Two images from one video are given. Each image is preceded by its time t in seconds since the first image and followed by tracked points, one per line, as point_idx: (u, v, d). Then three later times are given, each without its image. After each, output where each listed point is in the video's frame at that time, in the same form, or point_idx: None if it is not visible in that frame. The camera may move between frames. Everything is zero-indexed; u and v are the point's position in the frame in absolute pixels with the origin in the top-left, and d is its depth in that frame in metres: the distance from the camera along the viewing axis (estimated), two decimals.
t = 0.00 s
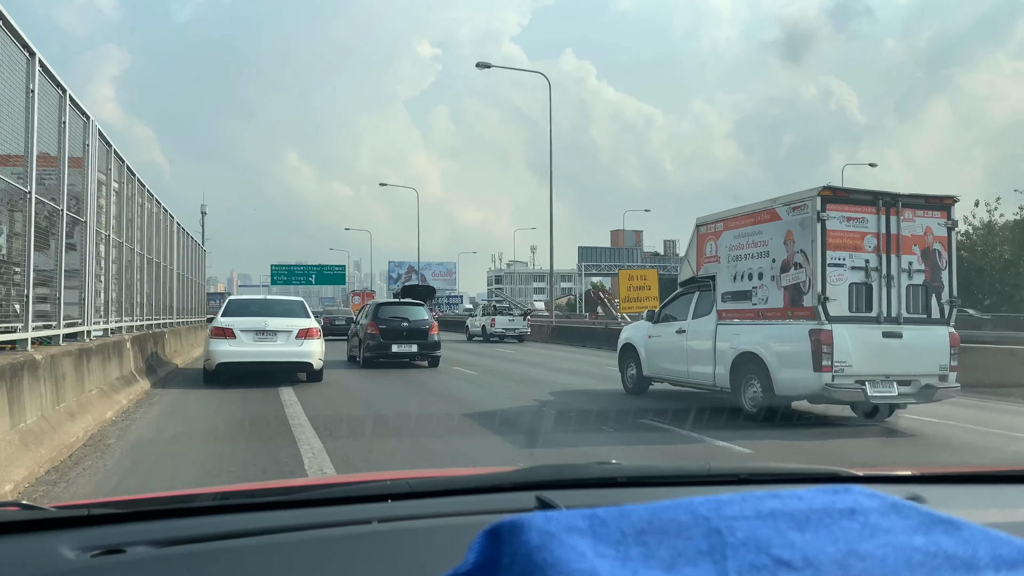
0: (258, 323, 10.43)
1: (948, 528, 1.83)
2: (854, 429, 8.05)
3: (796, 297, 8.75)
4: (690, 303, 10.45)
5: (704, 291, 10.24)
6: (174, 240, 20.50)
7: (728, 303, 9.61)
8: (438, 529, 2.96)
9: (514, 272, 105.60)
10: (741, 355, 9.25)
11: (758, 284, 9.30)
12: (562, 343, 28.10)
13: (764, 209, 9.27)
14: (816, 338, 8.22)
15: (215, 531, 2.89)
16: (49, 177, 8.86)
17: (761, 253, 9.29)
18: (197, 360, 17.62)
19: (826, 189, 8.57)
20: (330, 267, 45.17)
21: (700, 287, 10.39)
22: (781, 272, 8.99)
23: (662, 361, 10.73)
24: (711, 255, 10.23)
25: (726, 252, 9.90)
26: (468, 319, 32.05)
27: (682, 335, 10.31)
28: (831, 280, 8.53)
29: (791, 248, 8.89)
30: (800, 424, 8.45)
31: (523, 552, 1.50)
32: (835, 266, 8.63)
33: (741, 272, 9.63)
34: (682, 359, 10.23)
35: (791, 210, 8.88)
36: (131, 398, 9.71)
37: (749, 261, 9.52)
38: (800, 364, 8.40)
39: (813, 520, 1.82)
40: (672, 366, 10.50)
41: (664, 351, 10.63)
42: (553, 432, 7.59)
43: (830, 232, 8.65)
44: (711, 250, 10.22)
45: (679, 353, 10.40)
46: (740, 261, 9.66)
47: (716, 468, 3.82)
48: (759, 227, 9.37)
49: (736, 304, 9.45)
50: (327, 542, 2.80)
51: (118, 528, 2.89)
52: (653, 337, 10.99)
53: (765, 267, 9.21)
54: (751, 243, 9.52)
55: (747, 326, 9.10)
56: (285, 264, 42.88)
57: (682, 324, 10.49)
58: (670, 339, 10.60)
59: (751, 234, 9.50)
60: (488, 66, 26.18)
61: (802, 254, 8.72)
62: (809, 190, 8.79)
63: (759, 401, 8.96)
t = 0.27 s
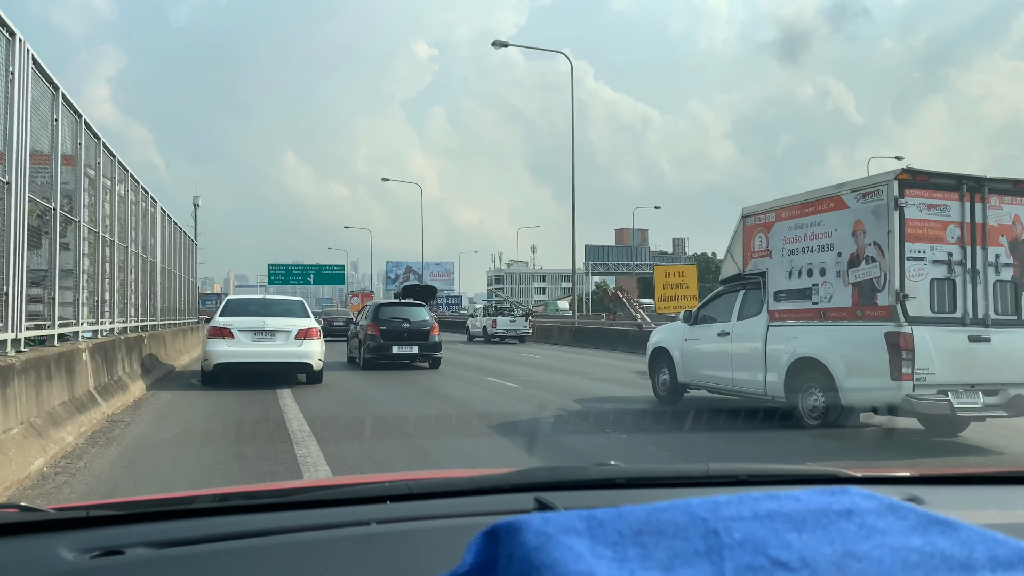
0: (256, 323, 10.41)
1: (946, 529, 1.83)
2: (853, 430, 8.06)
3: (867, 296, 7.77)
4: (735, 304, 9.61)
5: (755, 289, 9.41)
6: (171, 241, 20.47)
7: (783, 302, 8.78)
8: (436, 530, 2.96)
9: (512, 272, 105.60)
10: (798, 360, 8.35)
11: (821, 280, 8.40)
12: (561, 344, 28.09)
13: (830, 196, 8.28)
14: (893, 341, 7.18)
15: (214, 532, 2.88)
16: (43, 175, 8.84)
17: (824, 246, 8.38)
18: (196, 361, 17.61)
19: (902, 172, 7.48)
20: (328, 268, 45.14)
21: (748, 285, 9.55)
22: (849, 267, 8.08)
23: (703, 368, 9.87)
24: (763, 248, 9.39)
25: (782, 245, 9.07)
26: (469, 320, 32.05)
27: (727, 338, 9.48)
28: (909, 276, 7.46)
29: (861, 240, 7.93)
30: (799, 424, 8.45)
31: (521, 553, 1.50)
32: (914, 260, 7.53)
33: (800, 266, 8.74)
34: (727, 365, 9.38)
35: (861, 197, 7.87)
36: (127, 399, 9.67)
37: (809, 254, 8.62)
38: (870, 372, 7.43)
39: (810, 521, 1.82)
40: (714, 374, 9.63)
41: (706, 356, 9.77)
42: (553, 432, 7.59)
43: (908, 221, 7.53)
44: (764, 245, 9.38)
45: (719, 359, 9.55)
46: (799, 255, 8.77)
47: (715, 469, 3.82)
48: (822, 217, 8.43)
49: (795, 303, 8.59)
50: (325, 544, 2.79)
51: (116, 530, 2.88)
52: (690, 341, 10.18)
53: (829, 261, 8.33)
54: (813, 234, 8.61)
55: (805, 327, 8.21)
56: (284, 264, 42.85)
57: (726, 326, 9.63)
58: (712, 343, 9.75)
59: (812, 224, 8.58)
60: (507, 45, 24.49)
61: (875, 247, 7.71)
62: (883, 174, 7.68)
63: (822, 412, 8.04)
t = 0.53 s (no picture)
0: (255, 323, 10.37)
1: (950, 525, 1.83)
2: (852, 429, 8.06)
3: (960, 292, 6.61)
4: (789, 301, 8.51)
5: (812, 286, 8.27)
6: (167, 239, 20.36)
7: (851, 299, 7.61)
8: (434, 529, 2.95)
9: (511, 272, 105.59)
10: (869, 368, 7.24)
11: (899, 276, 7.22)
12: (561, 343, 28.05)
13: (910, 179, 7.16)
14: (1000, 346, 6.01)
15: (210, 531, 2.87)
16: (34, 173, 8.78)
17: (903, 236, 7.20)
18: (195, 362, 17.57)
19: (1007, 148, 6.39)
20: (327, 267, 45.02)
21: (804, 281, 8.41)
22: (936, 258, 6.89)
23: (750, 374, 8.83)
24: (824, 241, 8.22)
25: (849, 235, 7.89)
26: (469, 320, 32.01)
27: (779, 340, 8.40)
28: (1015, 268, 6.34)
29: (953, 227, 6.76)
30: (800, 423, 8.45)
31: (517, 550, 1.49)
32: (1021, 249, 6.42)
33: (872, 261, 7.55)
34: (781, 371, 8.31)
35: (951, 178, 6.75)
36: (123, 398, 9.63)
37: (881, 246, 7.47)
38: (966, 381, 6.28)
39: (811, 516, 1.82)
40: (765, 381, 8.58)
41: (755, 361, 8.73)
42: (552, 431, 7.58)
43: (1014, 204, 6.41)
44: (829, 234, 8.17)
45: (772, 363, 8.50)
46: (869, 247, 7.61)
47: (714, 467, 3.81)
48: (899, 203, 7.28)
49: (865, 302, 7.43)
50: (322, 543, 2.78)
51: (111, 529, 2.87)
52: (735, 343, 9.14)
53: (910, 251, 7.14)
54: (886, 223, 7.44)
55: (883, 330, 7.04)
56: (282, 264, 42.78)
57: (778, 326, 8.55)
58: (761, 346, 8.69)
59: (886, 212, 7.42)
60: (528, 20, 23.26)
61: (972, 236, 6.57)
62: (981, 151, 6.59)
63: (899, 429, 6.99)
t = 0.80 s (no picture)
0: (255, 325, 10.33)
1: (961, 526, 1.84)
2: (853, 430, 8.07)
3: None
4: (859, 299, 7.44)
5: (890, 280, 7.15)
6: (162, 240, 20.24)
7: (939, 298, 6.48)
8: (438, 532, 2.94)
9: (508, 273, 105.56)
10: (964, 378, 6.17)
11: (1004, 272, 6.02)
12: (560, 344, 28.03)
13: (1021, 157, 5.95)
14: None
15: (212, 535, 2.86)
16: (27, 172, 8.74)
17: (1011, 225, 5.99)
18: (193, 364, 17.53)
19: None
20: (326, 266, 44.88)
21: (879, 276, 7.30)
22: None
23: (812, 381, 7.82)
24: (903, 230, 7.02)
25: (935, 224, 6.66)
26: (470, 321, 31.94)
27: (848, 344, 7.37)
28: None
29: None
30: (801, 425, 8.44)
31: (525, 553, 1.49)
32: None
33: (968, 253, 6.34)
34: (851, 378, 7.28)
35: None
36: (120, 399, 9.56)
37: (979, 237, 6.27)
38: None
39: (821, 518, 1.83)
40: (831, 389, 7.56)
41: (817, 367, 7.72)
42: (554, 433, 7.58)
43: None
44: (911, 224, 6.91)
45: (838, 368, 7.48)
46: (963, 237, 6.41)
47: (718, 470, 3.81)
48: (1004, 186, 6.07)
49: (959, 303, 6.29)
50: (326, 547, 2.77)
51: (113, 534, 2.86)
52: (791, 346, 8.20)
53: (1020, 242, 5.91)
54: (985, 210, 6.24)
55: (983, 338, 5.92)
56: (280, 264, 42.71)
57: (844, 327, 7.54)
58: (825, 349, 7.66)
59: (987, 196, 6.21)
60: None
61: None
62: None
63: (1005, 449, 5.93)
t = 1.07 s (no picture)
0: (254, 327, 10.21)
1: (948, 520, 1.84)
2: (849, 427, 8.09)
3: None
4: (945, 298, 6.36)
5: (986, 277, 6.11)
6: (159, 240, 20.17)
7: None
8: (428, 529, 2.94)
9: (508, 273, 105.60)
10: None
11: None
12: (561, 345, 28.02)
13: None
14: None
15: (202, 532, 2.85)
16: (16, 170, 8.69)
17: None
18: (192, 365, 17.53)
19: None
20: (325, 266, 44.85)
21: (969, 272, 6.26)
22: None
23: (883, 392, 6.75)
24: (1001, 214, 6.46)
25: None
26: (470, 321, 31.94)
27: (930, 350, 6.32)
28: None
29: None
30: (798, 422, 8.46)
31: (505, 549, 1.49)
32: None
33: None
34: (936, 391, 6.22)
35: None
36: (116, 401, 9.53)
37: None
38: None
39: (807, 513, 1.82)
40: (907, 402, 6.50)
41: (890, 375, 6.67)
42: (551, 431, 7.59)
43: None
44: (1010, 211, 6.29)
45: (915, 378, 6.44)
46: None
47: (712, 465, 3.81)
48: None
49: None
50: (315, 543, 2.77)
51: (102, 530, 2.85)
52: (857, 353, 7.12)
53: None
54: None
55: None
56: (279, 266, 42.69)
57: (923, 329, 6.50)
58: (901, 355, 6.59)
59: None
60: None
61: None
62: None
63: None
